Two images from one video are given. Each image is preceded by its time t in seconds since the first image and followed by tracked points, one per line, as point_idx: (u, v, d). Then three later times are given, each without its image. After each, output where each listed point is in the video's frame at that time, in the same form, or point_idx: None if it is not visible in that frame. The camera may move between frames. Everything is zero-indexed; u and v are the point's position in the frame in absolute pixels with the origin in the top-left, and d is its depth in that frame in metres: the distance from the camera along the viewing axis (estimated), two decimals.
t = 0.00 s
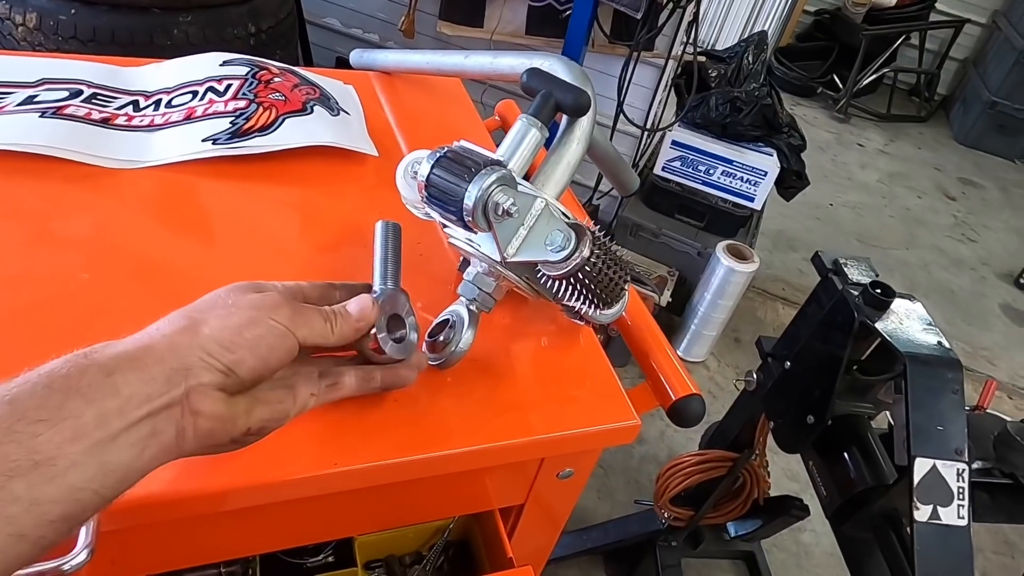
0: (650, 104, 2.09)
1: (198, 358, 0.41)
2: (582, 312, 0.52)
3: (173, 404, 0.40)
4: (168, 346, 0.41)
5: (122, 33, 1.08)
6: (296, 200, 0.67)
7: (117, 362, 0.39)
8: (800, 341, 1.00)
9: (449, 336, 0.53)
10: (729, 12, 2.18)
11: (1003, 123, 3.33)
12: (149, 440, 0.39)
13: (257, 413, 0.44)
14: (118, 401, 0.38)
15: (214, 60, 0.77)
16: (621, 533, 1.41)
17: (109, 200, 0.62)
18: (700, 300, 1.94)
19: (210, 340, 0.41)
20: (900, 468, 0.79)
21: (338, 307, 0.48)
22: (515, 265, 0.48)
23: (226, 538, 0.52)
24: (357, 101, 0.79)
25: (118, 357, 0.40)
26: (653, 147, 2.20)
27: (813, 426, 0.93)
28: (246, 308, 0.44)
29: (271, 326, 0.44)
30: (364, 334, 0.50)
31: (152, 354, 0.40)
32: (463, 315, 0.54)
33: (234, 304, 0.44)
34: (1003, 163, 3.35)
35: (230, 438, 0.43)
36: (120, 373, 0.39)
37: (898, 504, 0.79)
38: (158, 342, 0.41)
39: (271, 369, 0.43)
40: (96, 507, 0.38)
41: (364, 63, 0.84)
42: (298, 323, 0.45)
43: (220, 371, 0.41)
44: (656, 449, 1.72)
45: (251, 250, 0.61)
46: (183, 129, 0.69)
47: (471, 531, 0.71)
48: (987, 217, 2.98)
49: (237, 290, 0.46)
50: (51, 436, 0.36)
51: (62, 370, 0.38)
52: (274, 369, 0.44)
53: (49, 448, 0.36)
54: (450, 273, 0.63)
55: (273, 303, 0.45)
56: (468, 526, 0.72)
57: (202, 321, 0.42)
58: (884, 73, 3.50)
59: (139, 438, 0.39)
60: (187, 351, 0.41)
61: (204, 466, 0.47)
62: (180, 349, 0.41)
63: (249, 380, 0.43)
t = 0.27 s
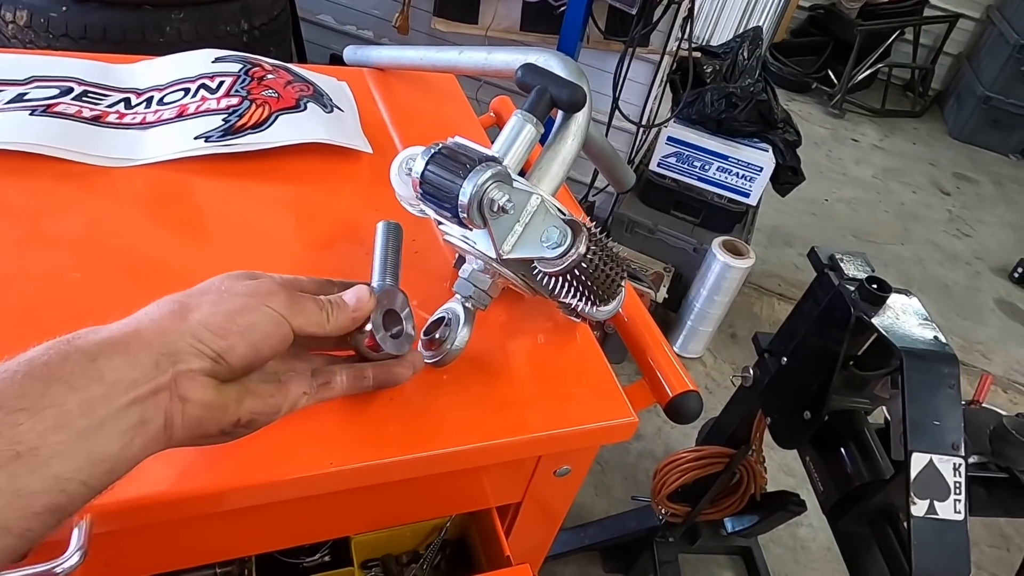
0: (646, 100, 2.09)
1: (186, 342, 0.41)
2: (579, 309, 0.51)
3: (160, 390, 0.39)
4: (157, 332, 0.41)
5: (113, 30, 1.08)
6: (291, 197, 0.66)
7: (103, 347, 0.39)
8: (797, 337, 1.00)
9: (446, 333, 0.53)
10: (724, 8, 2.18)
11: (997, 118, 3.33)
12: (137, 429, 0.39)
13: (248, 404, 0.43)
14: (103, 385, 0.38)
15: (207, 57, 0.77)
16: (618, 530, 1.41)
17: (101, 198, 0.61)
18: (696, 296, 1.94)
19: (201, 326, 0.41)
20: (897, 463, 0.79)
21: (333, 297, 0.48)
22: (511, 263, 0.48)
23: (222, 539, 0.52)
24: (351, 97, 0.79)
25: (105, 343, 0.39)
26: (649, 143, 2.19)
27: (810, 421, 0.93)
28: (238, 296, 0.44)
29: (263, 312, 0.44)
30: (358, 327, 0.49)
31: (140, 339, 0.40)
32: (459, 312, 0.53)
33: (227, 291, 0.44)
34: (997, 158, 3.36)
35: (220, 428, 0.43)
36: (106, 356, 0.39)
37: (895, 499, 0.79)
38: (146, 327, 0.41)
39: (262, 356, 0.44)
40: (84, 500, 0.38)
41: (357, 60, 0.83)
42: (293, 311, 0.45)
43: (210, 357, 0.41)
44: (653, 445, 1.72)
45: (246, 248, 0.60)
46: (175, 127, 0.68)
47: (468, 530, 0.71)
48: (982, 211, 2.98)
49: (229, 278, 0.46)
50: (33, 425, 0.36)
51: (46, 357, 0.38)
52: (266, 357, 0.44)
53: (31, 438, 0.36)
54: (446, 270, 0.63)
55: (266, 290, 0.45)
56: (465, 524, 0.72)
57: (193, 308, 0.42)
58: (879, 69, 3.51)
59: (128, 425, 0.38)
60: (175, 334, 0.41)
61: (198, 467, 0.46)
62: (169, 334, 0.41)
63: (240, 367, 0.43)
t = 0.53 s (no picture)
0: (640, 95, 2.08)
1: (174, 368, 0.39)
2: (572, 305, 0.51)
3: (148, 421, 0.38)
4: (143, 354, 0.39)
5: (102, 26, 1.06)
6: (281, 193, 0.66)
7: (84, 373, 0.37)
8: (793, 332, 1.00)
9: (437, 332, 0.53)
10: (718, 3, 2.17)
11: (991, 112, 3.33)
12: (122, 459, 0.38)
13: (241, 418, 0.43)
14: (89, 419, 0.36)
15: (195, 52, 0.76)
16: (615, 527, 1.41)
17: (88, 195, 0.61)
18: (691, 292, 1.93)
19: (188, 349, 0.40)
20: (893, 458, 0.79)
21: (314, 293, 0.46)
22: (503, 258, 0.47)
23: (213, 540, 0.51)
24: (341, 92, 0.78)
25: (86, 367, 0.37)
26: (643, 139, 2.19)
27: (806, 417, 0.93)
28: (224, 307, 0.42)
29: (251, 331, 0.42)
30: (342, 320, 0.48)
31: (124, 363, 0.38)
32: (450, 309, 0.52)
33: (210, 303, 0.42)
34: (991, 152, 3.36)
35: (213, 447, 0.42)
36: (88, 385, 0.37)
37: (891, 494, 0.79)
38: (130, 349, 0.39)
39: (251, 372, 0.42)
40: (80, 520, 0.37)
41: (348, 55, 0.83)
42: (279, 318, 0.43)
43: (197, 381, 0.40)
44: (649, 441, 1.72)
45: (235, 245, 0.59)
46: (162, 123, 0.67)
47: (463, 528, 0.70)
48: (976, 206, 2.99)
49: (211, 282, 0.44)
50: (9, 461, 0.34)
51: (26, 388, 0.35)
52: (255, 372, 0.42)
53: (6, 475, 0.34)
54: (438, 267, 0.62)
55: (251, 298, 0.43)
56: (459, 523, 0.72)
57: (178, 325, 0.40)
58: (872, 63, 3.51)
59: (112, 457, 0.37)
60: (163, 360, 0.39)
61: (188, 469, 0.46)
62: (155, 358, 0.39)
63: (229, 387, 0.42)
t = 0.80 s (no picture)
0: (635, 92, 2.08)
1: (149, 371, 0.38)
2: (565, 304, 0.51)
3: (118, 425, 0.38)
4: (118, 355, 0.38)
5: (93, 25, 1.06)
6: (274, 192, 0.65)
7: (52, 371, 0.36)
8: (788, 329, 1.00)
9: (428, 333, 0.52)
10: None
11: (984, 108, 3.34)
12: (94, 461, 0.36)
13: (212, 422, 0.43)
14: (55, 419, 0.35)
15: (185, 50, 0.75)
16: (611, 524, 1.41)
17: (76, 195, 0.60)
18: (687, 289, 1.93)
19: (165, 353, 0.39)
20: (888, 454, 0.79)
21: (304, 292, 0.46)
22: (495, 258, 0.47)
23: (206, 542, 0.51)
24: (334, 91, 0.78)
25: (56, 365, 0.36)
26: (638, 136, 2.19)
27: (801, 413, 0.93)
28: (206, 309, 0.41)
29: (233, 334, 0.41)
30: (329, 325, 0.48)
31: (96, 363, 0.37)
32: (443, 309, 0.52)
33: (191, 302, 0.41)
34: (984, 148, 3.37)
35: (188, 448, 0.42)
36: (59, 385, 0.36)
37: (886, 490, 0.79)
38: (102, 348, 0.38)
39: (229, 378, 0.42)
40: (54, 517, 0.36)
41: (341, 53, 0.82)
42: (264, 325, 0.42)
43: (172, 387, 0.39)
44: (646, 438, 1.72)
45: (226, 245, 0.59)
46: (152, 122, 0.67)
47: (458, 528, 0.70)
48: (970, 201, 2.99)
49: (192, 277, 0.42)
50: None
51: None
52: (232, 377, 0.42)
53: None
54: (431, 266, 0.62)
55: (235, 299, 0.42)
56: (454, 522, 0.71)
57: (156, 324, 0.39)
58: (867, 59, 3.51)
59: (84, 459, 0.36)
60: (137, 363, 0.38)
61: (182, 471, 0.45)
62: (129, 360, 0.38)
63: (206, 393, 0.41)
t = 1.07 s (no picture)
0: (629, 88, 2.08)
1: (150, 408, 0.40)
2: (558, 300, 0.50)
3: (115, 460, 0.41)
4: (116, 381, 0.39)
5: (83, 22, 1.05)
6: (267, 189, 0.65)
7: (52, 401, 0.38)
8: (782, 324, 1.00)
9: (419, 328, 0.52)
10: None
11: (978, 103, 3.35)
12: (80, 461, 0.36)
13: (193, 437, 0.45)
14: (61, 451, 0.37)
15: (176, 46, 0.75)
16: (607, 520, 1.41)
17: (68, 192, 0.60)
18: (682, 285, 1.93)
19: (165, 391, 0.40)
20: (881, 447, 0.79)
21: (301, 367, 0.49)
22: (488, 253, 0.47)
23: (200, 539, 0.51)
24: (326, 87, 0.77)
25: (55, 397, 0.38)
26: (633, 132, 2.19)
27: (796, 408, 0.93)
28: (205, 345, 0.42)
29: (230, 375, 0.43)
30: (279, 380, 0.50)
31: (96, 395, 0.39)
32: (436, 305, 0.52)
33: (187, 334, 0.42)
34: (978, 143, 3.38)
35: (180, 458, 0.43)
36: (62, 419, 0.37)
37: (880, 484, 0.79)
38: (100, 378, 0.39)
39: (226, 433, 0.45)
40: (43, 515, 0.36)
41: (333, 50, 0.82)
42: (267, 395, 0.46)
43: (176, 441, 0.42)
44: (642, 434, 1.72)
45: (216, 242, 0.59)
46: (143, 119, 0.67)
47: (453, 524, 0.70)
48: (964, 196, 3.00)
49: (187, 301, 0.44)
50: None
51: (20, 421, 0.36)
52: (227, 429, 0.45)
53: None
54: (424, 261, 0.62)
55: (231, 335, 0.44)
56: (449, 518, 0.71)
57: (151, 352, 0.41)
58: (861, 55, 3.52)
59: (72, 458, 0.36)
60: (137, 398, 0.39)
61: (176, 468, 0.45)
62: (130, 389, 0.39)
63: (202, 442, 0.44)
